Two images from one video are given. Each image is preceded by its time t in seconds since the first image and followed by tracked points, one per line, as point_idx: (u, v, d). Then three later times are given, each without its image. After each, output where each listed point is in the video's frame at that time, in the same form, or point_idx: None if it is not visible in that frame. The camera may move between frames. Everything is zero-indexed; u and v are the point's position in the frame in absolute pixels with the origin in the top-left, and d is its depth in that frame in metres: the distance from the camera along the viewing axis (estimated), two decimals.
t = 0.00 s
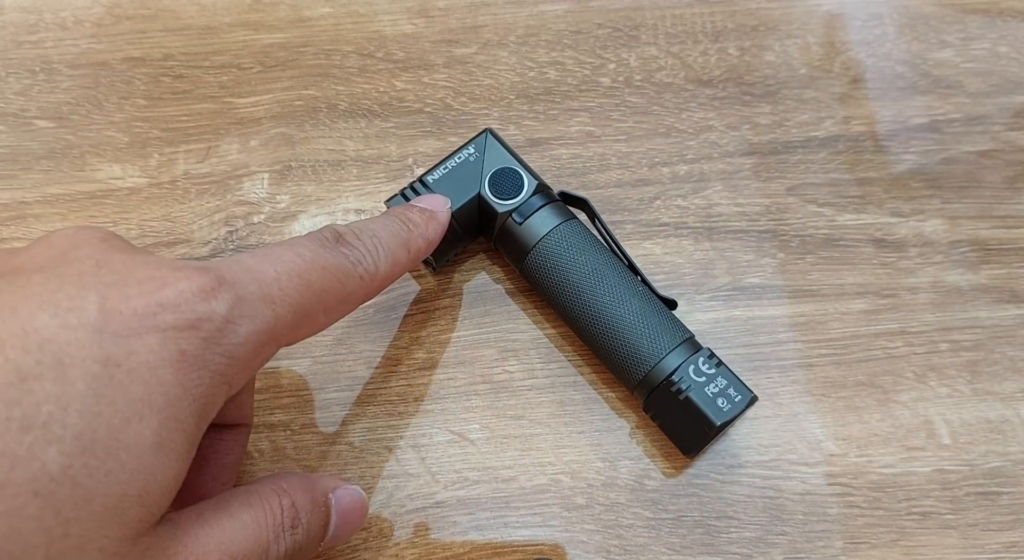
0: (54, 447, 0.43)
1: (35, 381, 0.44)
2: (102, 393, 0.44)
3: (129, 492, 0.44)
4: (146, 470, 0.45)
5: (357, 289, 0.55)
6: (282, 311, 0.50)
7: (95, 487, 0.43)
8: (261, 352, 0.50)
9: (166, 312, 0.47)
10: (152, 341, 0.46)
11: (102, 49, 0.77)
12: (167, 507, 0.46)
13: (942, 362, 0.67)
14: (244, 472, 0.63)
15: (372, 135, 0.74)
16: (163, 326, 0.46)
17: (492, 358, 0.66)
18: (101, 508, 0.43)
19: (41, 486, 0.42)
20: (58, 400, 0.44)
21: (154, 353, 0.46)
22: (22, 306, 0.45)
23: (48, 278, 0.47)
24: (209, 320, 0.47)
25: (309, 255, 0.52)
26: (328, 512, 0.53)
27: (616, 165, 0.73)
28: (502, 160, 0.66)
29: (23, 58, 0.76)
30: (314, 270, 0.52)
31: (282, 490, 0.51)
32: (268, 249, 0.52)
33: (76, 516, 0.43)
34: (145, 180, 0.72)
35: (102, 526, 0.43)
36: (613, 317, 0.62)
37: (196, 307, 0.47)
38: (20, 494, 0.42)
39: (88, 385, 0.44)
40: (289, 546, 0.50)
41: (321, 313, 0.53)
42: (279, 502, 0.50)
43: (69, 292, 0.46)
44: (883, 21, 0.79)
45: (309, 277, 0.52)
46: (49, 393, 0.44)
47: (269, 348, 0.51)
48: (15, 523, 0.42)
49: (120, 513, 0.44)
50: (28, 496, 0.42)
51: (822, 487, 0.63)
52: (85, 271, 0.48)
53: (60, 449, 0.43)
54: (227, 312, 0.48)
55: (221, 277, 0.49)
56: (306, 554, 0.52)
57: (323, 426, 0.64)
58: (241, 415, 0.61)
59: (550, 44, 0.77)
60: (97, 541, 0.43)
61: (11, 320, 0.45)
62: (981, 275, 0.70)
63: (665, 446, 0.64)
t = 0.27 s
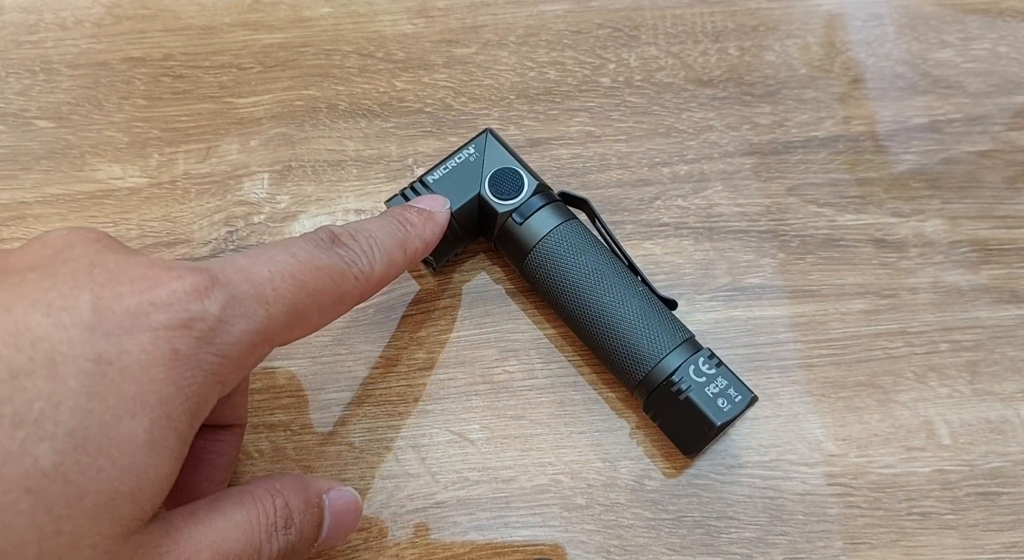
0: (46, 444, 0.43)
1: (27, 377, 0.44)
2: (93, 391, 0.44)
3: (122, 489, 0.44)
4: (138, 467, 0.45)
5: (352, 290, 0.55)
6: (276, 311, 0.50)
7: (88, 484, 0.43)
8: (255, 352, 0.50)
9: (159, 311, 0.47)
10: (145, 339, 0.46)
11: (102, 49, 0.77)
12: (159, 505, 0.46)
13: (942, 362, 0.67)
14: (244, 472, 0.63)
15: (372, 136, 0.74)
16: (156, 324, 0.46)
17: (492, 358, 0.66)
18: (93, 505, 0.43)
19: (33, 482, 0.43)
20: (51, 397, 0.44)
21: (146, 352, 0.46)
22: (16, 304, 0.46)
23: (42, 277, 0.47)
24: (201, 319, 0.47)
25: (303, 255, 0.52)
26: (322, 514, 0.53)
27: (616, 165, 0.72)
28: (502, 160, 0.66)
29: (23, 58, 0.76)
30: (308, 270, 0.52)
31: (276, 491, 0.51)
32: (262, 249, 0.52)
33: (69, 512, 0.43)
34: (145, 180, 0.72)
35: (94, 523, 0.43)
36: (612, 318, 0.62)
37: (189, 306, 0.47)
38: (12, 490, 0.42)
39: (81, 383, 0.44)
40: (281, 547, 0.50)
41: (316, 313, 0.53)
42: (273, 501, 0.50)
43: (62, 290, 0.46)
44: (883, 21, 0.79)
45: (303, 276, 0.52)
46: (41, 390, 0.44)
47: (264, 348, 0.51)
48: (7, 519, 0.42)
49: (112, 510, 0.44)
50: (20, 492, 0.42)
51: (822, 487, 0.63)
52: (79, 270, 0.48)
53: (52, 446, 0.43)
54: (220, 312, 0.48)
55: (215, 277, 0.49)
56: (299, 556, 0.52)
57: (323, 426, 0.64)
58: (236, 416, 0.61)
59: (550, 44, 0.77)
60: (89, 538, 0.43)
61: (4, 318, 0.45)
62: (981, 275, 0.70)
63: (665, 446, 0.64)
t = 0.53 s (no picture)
0: (48, 430, 0.43)
1: (29, 365, 0.44)
2: (95, 379, 0.45)
3: (123, 475, 0.44)
4: (139, 454, 0.45)
5: (351, 282, 0.55)
6: (276, 303, 0.50)
7: (89, 470, 0.43)
8: (254, 343, 0.50)
9: (159, 300, 0.47)
10: (145, 327, 0.46)
11: (102, 49, 0.77)
12: (161, 492, 0.46)
13: (942, 362, 0.67)
14: (244, 471, 0.63)
15: (372, 136, 0.74)
16: (156, 314, 0.47)
17: (492, 358, 0.66)
18: (95, 490, 0.43)
19: (35, 468, 0.43)
20: (52, 384, 0.44)
21: (147, 340, 0.46)
22: (18, 294, 0.46)
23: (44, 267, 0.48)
24: (201, 309, 0.47)
25: (303, 247, 0.52)
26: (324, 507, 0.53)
27: (616, 165, 0.72)
28: (505, 159, 0.66)
29: (23, 58, 0.76)
30: (307, 262, 0.52)
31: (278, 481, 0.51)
32: (263, 240, 0.52)
33: (70, 497, 0.43)
34: (145, 180, 0.72)
35: (96, 509, 0.43)
36: (604, 323, 0.62)
37: (189, 296, 0.47)
38: (15, 476, 0.42)
39: (82, 370, 0.45)
40: (283, 537, 0.49)
41: (315, 305, 0.53)
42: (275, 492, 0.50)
43: (63, 280, 0.47)
44: (883, 21, 0.79)
45: (302, 268, 0.52)
46: (43, 377, 0.44)
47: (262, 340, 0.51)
48: (10, 504, 0.42)
49: (113, 497, 0.44)
50: (23, 478, 0.42)
51: (822, 487, 0.63)
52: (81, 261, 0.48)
53: (54, 431, 0.43)
54: (220, 302, 0.48)
55: (215, 268, 0.49)
56: (300, 548, 0.52)
57: (322, 426, 0.64)
58: (237, 410, 0.60)
59: (550, 44, 0.77)
60: (90, 523, 0.43)
61: (6, 308, 0.45)
62: (981, 275, 0.70)
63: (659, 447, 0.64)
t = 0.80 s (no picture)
0: (48, 433, 0.43)
1: (28, 368, 0.44)
2: (94, 382, 0.45)
3: (123, 478, 0.44)
4: (139, 456, 0.45)
5: (349, 283, 0.55)
6: (274, 305, 0.50)
7: (89, 472, 0.43)
8: (253, 345, 0.50)
9: (158, 304, 0.47)
10: (144, 330, 0.46)
11: (102, 49, 0.77)
12: (160, 495, 0.46)
13: (942, 362, 0.67)
14: (244, 471, 0.63)
15: (372, 136, 0.74)
16: (155, 317, 0.47)
17: (492, 358, 0.66)
18: (94, 493, 0.43)
19: (35, 470, 0.43)
20: (52, 387, 0.44)
21: (146, 344, 0.46)
22: (16, 297, 0.46)
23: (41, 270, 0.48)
24: (199, 312, 0.47)
25: (300, 250, 0.52)
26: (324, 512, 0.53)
27: (616, 165, 0.72)
28: (505, 159, 0.66)
29: (24, 58, 0.76)
30: (305, 265, 0.52)
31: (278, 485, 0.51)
32: (260, 243, 0.52)
33: (70, 500, 0.43)
34: (145, 180, 0.72)
35: (95, 511, 0.43)
36: (600, 325, 0.62)
37: (187, 299, 0.47)
38: (14, 478, 0.42)
39: (81, 373, 0.44)
40: (283, 541, 0.50)
41: (313, 307, 0.53)
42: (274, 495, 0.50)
43: (61, 284, 0.47)
44: (883, 20, 0.79)
45: (300, 271, 0.52)
46: (42, 380, 0.44)
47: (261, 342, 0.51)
48: (9, 507, 0.42)
49: (113, 499, 0.44)
50: (22, 480, 0.42)
51: (822, 487, 0.63)
52: (79, 264, 0.48)
53: (53, 434, 0.43)
54: (218, 306, 0.48)
55: (213, 271, 0.49)
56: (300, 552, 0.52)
57: (322, 426, 0.64)
58: (235, 414, 0.61)
59: (550, 44, 0.77)
60: (90, 526, 0.43)
61: (5, 310, 0.45)
62: (981, 275, 0.70)
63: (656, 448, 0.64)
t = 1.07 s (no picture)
0: (46, 438, 0.43)
1: (27, 373, 0.44)
2: (93, 388, 0.45)
3: (121, 484, 0.44)
4: (138, 463, 0.45)
5: (349, 288, 0.55)
6: (274, 310, 0.50)
7: (87, 479, 0.43)
8: (253, 350, 0.50)
9: (157, 310, 0.47)
10: (144, 337, 0.46)
11: (102, 49, 0.77)
12: (158, 501, 0.46)
13: (942, 362, 0.67)
14: (243, 471, 0.63)
15: (372, 136, 0.74)
16: (155, 323, 0.47)
17: (492, 358, 0.66)
18: (92, 500, 0.43)
19: (33, 476, 0.43)
20: (51, 393, 0.44)
21: (145, 350, 0.46)
22: (16, 303, 0.46)
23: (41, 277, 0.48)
24: (199, 318, 0.47)
25: (300, 255, 0.52)
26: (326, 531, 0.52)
27: (616, 165, 0.72)
28: (505, 159, 0.66)
29: (23, 58, 0.76)
30: (305, 270, 0.52)
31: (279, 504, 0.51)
32: (260, 248, 0.52)
33: (68, 506, 0.43)
34: (145, 180, 0.72)
35: (93, 517, 0.43)
36: (600, 326, 0.62)
37: (186, 305, 0.47)
38: (12, 484, 0.42)
39: (80, 379, 0.44)
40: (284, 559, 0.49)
41: (313, 312, 0.53)
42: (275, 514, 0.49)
43: (61, 290, 0.47)
44: (883, 21, 0.79)
45: (300, 276, 0.52)
46: (41, 386, 0.44)
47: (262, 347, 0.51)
48: (6, 512, 0.42)
49: (111, 506, 0.44)
50: (19, 486, 0.42)
51: (822, 487, 0.63)
52: (79, 270, 0.48)
53: (52, 440, 0.43)
54: (218, 312, 0.48)
55: (213, 277, 0.49)
56: None
57: (322, 426, 0.64)
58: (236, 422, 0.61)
59: (550, 44, 0.77)
60: (88, 532, 0.43)
61: (5, 316, 0.45)
62: (981, 275, 0.70)
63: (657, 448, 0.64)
